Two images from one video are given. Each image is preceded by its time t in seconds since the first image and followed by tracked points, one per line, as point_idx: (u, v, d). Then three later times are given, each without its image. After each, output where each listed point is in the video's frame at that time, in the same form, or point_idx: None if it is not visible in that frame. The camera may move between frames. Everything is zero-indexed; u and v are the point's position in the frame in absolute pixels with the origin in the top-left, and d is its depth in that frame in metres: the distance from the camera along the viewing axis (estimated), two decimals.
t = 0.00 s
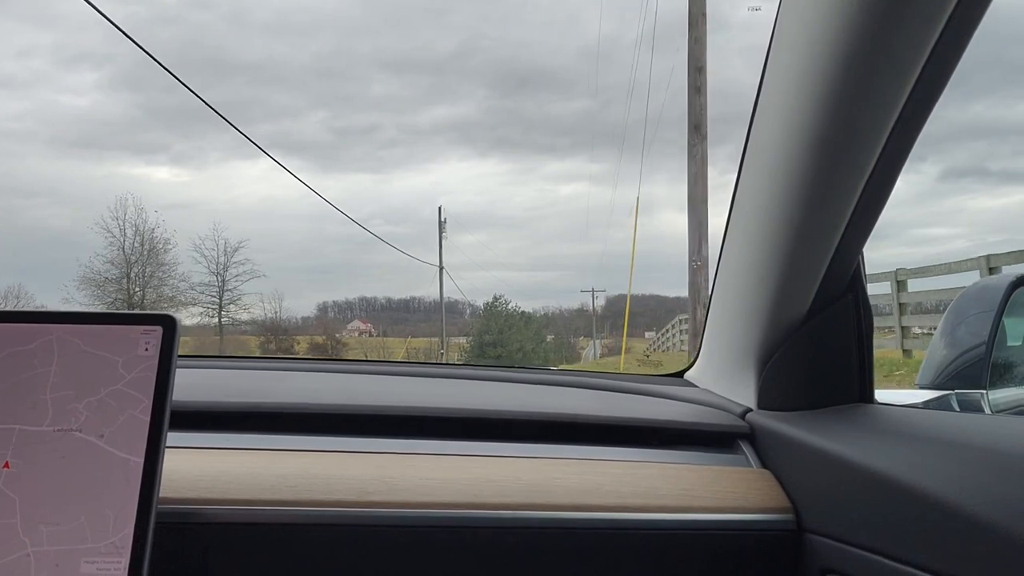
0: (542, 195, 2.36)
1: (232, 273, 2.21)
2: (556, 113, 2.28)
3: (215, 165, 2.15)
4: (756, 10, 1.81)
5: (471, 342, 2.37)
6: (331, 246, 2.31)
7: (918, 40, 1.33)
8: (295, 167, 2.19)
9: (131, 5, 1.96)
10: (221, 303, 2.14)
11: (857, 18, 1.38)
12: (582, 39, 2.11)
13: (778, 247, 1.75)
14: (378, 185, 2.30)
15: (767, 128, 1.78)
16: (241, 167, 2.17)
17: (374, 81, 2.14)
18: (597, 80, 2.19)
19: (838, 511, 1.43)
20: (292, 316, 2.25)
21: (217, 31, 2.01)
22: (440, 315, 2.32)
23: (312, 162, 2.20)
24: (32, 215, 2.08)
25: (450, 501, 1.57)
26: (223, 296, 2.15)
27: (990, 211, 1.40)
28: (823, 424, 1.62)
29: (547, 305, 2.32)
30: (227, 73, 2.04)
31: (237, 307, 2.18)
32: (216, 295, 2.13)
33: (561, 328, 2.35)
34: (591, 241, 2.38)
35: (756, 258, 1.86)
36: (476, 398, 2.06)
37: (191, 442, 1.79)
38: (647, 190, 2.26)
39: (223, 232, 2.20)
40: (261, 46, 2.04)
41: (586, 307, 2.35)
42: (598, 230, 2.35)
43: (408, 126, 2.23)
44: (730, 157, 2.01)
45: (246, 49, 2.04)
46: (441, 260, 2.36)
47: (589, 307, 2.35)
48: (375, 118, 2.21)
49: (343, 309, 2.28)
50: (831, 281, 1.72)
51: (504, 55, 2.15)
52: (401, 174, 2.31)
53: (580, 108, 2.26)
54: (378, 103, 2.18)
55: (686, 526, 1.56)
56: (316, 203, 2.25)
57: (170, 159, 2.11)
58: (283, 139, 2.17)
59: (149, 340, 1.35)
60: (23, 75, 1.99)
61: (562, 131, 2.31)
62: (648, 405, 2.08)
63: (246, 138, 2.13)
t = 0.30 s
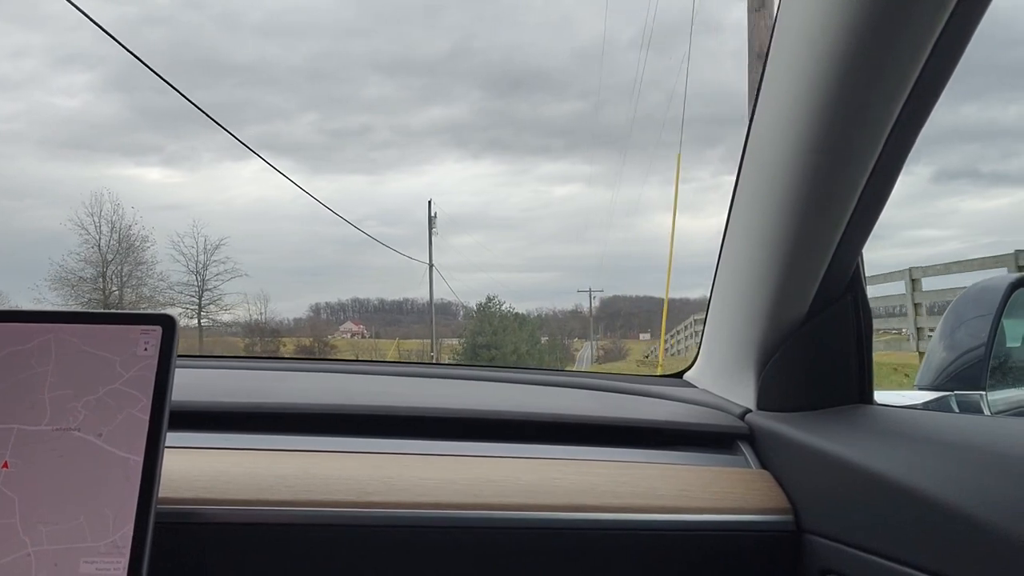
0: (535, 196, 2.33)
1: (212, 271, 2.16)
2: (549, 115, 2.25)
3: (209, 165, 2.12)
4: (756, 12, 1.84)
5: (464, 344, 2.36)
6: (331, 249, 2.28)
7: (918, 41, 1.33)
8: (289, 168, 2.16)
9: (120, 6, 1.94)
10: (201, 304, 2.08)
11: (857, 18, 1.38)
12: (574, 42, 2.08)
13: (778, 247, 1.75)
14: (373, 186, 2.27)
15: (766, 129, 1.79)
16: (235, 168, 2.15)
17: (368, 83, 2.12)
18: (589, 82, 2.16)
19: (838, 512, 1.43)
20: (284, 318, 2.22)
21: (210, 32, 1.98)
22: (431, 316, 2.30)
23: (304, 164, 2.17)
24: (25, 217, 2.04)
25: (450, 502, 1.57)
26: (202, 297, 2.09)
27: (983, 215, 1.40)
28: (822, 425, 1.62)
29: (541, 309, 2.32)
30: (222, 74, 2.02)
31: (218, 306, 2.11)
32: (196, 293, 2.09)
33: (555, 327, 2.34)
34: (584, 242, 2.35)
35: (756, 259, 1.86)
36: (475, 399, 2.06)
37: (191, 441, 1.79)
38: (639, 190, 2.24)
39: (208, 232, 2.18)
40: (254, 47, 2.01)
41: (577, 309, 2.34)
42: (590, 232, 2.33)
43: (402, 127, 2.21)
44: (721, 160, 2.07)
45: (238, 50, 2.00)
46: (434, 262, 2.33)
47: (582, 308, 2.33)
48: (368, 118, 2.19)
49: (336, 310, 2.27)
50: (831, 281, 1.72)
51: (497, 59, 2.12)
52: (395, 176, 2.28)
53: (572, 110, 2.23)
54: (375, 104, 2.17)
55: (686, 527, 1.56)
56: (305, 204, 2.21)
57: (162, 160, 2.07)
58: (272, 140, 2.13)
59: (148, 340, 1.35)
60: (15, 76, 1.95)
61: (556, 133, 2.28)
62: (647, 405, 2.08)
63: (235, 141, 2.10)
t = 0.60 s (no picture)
0: (528, 198, 2.32)
1: (190, 270, 2.10)
2: (543, 116, 2.25)
3: (205, 165, 2.11)
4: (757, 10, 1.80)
5: (455, 345, 2.35)
6: (325, 250, 2.29)
7: (918, 41, 1.33)
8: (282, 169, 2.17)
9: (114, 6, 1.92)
10: (178, 304, 2.02)
11: (860, 17, 1.38)
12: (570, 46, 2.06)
13: (780, 246, 1.75)
14: (368, 188, 2.28)
15: (768, 128, 1.78)
16: (228, 169, 2.15)
17: (360, 85, 2.12)
18: (582, 84, 2.15)
19: (839, 512, 1.43)
20: (274, 319, 2.22)
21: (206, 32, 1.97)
22: (423, 317, 2.29)
23: (299, 165, 2.18)
24: (17, 217, 1.93)
25: (451, 501, 1.57)
26: (180, 297, 2.03)
27: (968, 216, 1.41)
28: (824, 424, 1.62)
29: (534, 310, 2.29)
30: (218, 74, 2.02)
31: (196, 305, 2.05)
32: (174, 293, 2.02)
33: (548, 329, 2.29)
34: (577, 244, 2.33)
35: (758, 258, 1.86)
36: (477, 398, 2.06)
37: (192, 441, 1.79)
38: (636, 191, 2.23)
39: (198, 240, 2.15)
40: (249, 48, 2.00)
41: (570, 311, 2.31)
42: (585, 233, 2.31)
43: (395, 128, 2.21)
44: (714, 161, 2.09)
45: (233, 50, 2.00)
46: (428, 263, 2.32)
47: (575, 309, 2.31)
48: (361, 120, 2.19)
49: (329, 310, 2.28)
50: (832, 280, 1.72)
51: (492, 61, 2.11)
52: (390, 177, 2.30)
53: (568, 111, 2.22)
54: (369, 106, 2.17)
55: (688, 526, 1.56)
56: (302, 207, 2.23)
57: (155, 161, 2.05)
58: (271, 142, 2.15)
59: (150, 340, 1.35)
60: (7, 76, 1.91)
61: (550, 134, 2.28)
62: (649, 404, 2.08)
63: (226, 142, 2.10)
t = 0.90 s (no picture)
0: (520, 199, 2.25)
1: (165, 267, 2.07)
2: (536, 117, 2.19)
3: (201, 163, 2.08)
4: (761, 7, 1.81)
5: (446, 346, 2.30)
6: (320, 253, 2.22)
7: (921, 38, 1.34)
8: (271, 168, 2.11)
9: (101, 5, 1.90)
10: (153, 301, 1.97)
11: (864, 14, 1.38)
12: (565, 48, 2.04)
13: (783, 243, 1.75)
14: (356, 189, 2.21)
15: (771, 125, 1.78)
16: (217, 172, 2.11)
17: (350, 86, 2.07)
18: (576, 83, 2.12)
19: (840, 508, 1.43)
20: (262, 320, 2.18)
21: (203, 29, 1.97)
22: (410, 318, 2.22)
23: (290, 168, 2.13)
24: None
25: (453, 498, 1.57)
26: (154, 294, 1.98)
27: (960, 216, 1.47)
28: (825, 421, 1.63)
29: (527, 312, 2.24)
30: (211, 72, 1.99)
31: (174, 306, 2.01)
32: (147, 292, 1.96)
33: (541, 330, 2.24)
34: (569, 245, 2.28)
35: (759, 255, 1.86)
36: (480, 394, 2.06)
37: (196, 437, 1.79)
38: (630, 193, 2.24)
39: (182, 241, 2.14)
40: (240, 47, 1.97)
41: (563, 312, 2.27)
42: (579, 232, 2.27)
43: (386, 128, 2.16)
44: (707, 162, 2.14)
45: (224, 49, 1.97)
46: (419, 263, 2.25)
47: (570, 311, 2.27)
48: (354, 120, 2.14)
49: (320, 311, 2.23)
50: (834, 277, 1.72)
51: (480, 62, 2.08)
52: (380, 177, 2.23)
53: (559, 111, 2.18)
54: (361, 105, 2.11)
55: (690, 523, 1.56)
56: (292, 207, 2.17)
57: (145, 161, 2.02)
58: (254, 140, 2.09)
59: (152, 336, 1.35)
60: None
61: (544, 135, 2.22)
62: (651, 401, 2.08)
63: (214, 144, 2.07)
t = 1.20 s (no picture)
0: (510, 197, 2.27)
1: (136, 262, 2.05)
2: (527, 117, 2.19)
3: (189, 163, 2.09)
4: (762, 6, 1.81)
5: (435, 345, 2.29)
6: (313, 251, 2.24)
7: (919, 37, 1.33)
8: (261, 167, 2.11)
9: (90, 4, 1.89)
10: (123, 297, 1.97)
11: (863, 13, 1.38)
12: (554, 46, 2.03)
13: (783, 242, 1.75)
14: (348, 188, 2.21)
15: (771, 125, 1.78)
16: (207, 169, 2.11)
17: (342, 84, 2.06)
18: (566, 84, 2.12)
19: (842, 509, 1.43)
20: (252, 318, 2.17)
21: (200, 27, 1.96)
22: (400, 317, 2.22)
23: (283, 165, 2.13)
24: None
25: (454, 497, 1.57)
26: (125, 291, 1.98)
27: (950, 216, 1.50)
28: (826, 420, 1.63)
29: (518, 310, 2.27)
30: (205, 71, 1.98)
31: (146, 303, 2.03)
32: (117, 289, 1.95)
33: (531, 329, 2.27)
34: (560, 243, 2.31)
35: (760, 255, 1.86)
36: (481, 394, 2.06)
37: (196, 437, 1.79)
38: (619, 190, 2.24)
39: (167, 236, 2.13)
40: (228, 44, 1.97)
41: (553, 310, 2.30)
42: (569, 232, 2.30)
43: (379, 127, 2.15)
44: (698, 162, 2.16)
45: (211, 45, 1.96)
46: (411, 262, 2.24)
47: (559, 310, 2.30)
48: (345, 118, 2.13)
49: (309, 309, 2.22)
50: (835, 276, 1.72)
51: (471, 60, 2.07)
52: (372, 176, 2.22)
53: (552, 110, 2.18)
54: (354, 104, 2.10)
55: (691, 523, 1.56)
56: (282, 206, 2.18)
57: (135, 160, 2.03)
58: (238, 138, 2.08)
59: (153, 337, 1.35)
60: None
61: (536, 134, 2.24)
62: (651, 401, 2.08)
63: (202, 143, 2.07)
